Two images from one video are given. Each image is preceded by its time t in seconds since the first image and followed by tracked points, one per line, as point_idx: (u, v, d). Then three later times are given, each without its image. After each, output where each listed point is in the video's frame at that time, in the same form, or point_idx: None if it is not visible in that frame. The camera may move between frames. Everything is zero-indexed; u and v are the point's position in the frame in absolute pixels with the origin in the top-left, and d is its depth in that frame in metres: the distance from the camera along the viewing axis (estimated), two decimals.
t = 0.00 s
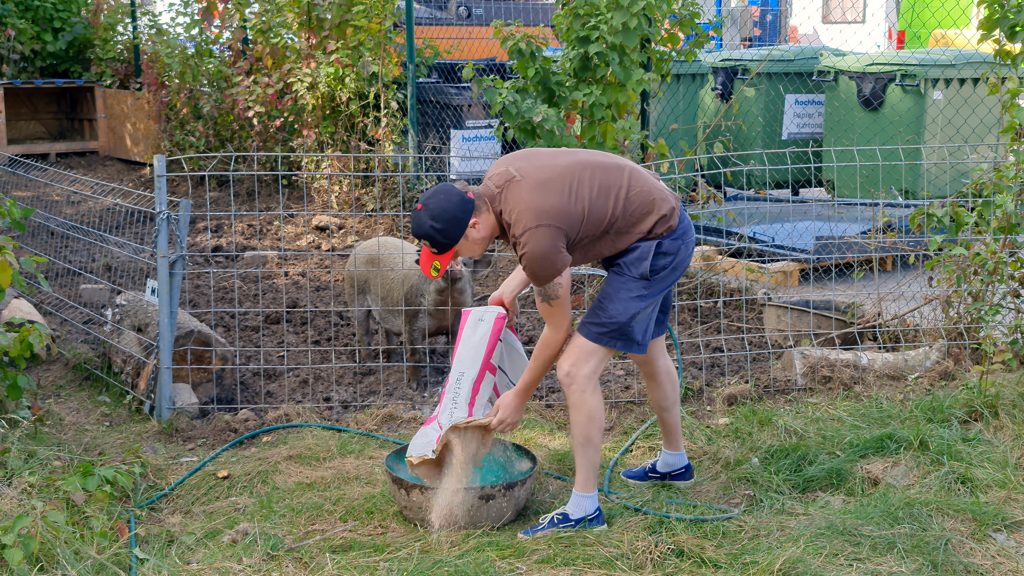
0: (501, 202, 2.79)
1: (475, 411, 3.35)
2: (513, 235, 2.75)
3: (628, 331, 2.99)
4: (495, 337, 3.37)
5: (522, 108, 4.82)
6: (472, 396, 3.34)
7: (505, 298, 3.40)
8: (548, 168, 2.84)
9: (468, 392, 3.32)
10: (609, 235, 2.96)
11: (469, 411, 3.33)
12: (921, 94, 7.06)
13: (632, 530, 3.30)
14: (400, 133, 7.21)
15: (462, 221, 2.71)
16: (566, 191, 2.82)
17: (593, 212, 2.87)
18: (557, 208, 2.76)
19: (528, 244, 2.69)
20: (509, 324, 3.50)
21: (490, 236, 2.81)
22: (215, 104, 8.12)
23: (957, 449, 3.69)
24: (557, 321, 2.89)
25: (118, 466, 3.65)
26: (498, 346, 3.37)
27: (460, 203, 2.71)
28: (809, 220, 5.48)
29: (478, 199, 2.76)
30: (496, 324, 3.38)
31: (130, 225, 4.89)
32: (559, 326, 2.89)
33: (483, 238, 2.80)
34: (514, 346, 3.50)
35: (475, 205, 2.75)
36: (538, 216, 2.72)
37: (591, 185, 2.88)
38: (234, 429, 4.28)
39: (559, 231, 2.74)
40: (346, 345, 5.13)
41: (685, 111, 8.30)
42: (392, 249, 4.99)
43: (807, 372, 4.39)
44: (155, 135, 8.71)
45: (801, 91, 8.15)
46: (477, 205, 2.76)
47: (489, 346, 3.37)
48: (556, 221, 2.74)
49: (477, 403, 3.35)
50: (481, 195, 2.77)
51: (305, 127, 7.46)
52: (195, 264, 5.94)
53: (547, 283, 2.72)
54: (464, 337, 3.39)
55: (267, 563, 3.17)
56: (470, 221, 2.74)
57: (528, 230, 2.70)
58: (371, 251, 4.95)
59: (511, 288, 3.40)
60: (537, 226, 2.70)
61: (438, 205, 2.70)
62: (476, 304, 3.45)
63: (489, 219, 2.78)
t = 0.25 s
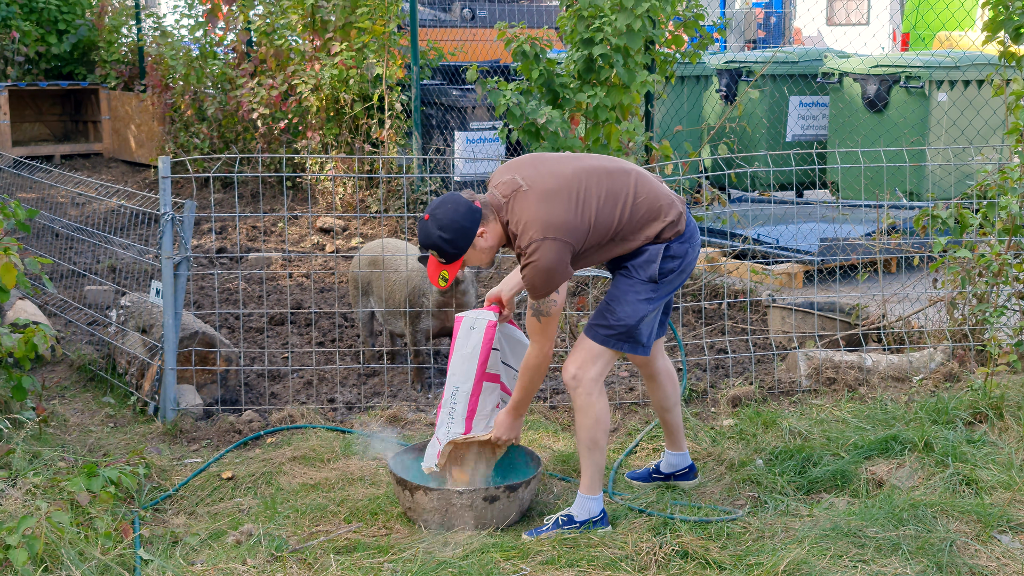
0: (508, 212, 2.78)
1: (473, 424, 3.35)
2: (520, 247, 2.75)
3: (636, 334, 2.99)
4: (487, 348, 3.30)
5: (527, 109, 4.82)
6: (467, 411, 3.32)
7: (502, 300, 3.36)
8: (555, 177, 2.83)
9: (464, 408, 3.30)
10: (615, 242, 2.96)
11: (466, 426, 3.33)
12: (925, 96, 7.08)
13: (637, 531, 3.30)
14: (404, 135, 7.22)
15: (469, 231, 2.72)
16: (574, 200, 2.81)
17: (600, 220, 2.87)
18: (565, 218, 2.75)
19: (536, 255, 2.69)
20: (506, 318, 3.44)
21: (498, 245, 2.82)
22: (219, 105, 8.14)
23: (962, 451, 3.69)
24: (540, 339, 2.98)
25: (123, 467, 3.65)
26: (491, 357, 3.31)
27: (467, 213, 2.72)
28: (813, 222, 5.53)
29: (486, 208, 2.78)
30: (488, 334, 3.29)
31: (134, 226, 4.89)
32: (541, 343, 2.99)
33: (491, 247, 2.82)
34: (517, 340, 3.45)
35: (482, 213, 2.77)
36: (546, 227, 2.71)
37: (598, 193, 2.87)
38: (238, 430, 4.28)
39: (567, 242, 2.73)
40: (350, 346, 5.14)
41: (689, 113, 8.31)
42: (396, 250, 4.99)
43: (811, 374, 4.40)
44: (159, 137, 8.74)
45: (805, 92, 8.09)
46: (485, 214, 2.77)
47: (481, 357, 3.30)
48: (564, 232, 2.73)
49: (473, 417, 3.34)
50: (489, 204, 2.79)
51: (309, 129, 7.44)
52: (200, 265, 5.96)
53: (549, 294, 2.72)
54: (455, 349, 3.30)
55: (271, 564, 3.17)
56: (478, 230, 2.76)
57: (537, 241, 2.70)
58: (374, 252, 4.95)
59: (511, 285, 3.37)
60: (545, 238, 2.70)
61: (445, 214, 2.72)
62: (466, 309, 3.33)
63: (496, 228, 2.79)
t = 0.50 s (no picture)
0: (510, 226, 2.79)
1: (491, 440, 3.39)
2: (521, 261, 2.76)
3: (639, 336, 2.99)
4: (499, 364, 3.33)
5: (530, 110, 4.84)
6: (486, 428, 3.35)
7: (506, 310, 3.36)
8: (557, 190, 2.83)
9: (483, 427, 3.33)
10: (618, 253, 2.96)
11: (485, 443, 3.37)
12: (929, 98, 7.10)
13: (640, 532, 3.31)
14: (408, 136, 7.23)
15: (472, 244, 2.74)
16: (575, 214, 2.80)
17: (603, 232, 2.87)
18: (567, 233, 2.76)
19: (536, 270, 2.70)
20: (509, 327, 3.44)
21: (500, 257, 2.83)
22: (223, 107, 8.15)
23: (966, 452, 3.70)
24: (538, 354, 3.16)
25: (127, 467, 3.66)
26: (503, 372, 3.35)
27: (470, 226, 2.74)
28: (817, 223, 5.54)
29: (488, 221, 2.78)
30: (498, 350, 3.32)
31: (138, 227, 4.91)
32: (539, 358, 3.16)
33: (493, 259, 2.83)
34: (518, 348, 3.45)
35: (485, 226, 2.78)
36: (548, 243, 2.71)
37: (601, 205, 2.87)
38: (242, 431, 4.28)
39: (568, 257, 2.73)
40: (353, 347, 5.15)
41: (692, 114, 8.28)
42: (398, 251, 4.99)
43: (815, 375, 4.39)
44: (163, 138, 8.75)
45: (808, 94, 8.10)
46: (487, 226, 2.78)
47: (494, 374, 3.33)
48: (565, 247, 2.74)
49: (492, 433, 3.38)
50: (492, 217, 2.79)
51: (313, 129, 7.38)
52: (204, 266, 5.97)
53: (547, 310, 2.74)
54: (467, 369, 3.32)
55: (275, 564, 3.17)
56: (480, 243, 2.77)
57: (538, 257, 2.70)
58: (377, 254, 4.94)
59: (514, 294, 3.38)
60: (546, 253, 2.70)
61: (449, 227, 2.74)
62: (472, 328, 3.35)
63: (498, 241, 2.80)
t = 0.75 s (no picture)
0: (511, 220, 2.81)
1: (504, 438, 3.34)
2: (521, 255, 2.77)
3: (643, 338, 2.98)
4: (512, 362, 3.30)
5: (534, 112, 4.86)
6: (500, 426, 3.31)
7: (513, 317, 3.38)
8: (559, 187, 2.84)
9: (497, 424, 3.29)
10: (619, 251, 2.96)
11: (499, 441, 3.33)
12: (933, 99, 7.08)
13: (644, 534, 3.30)
14: (411, 138, 7.24)
15: (472, 238, 2.76)
16: (575, 212, 2.81)
17: (604, 231, 2.87)
18: (567, 230, 2.76)
19: (536, 264, 2.72)
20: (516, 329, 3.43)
21: (500, 252, 2.85)
22: (227, 108, 8.16)
23: (970, 454, 3.69)
24: (541, 348, 3.09)
25: (130, 468, 3.66)
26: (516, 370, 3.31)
27: (471, 219, 2.76)
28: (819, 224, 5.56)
29: (489, 216, 2.81)
30: (511, 348, 3.29)
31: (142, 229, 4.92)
32: (541, 352, 3.09)
33: (493, 254, 2.85)
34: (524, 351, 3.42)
35: (485, 221, 2.80)
36: (547, 239, 2.72)
37: (603, 203, 2.88)
38: (245, 432, 4.29)
39: (567, 253, 2.74)
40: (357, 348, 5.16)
41: (695, 116, 8.28)
42: (401, 253, 4.99)
43: (819, 376, 4.40)
44: (167, 140, 8.77)
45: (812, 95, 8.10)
46: (488, 220, 2.81)
47: (507, 371, 3.30)
48: (565, 244, 2.75)
49: (505, 431, 3.33)
50: (492, 211, 2.82)
51: (316, 130, 7.52)
52: (208, 267, 5.99)
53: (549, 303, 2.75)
54: (480, 367, 3.29)
55: (278, 565, 3.17)
56: (480, 237, 2.79)
57: (537, 250, 2.71)
58: (380, 256, 4.95)
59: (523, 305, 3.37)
60: (545, 248, 2.71)
61: (449, 221, 2.76)
62: (484, 326, 3.31)
63: (498, 236, 2.82)
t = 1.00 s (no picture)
0: (511, 193, 2.84)
1: (504, 447, 3.27)
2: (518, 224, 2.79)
3: (645, 339, 2.98)
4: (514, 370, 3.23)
5: (536, 113, 4.87)
6: (500, 434, 3.25)
7: (516, 325, 3.32)
8: (562, 165, 2.87)
9: (497, 432, 3.22)
10: (618, 238, 2.96)
11: (499, 449, 3.26)
12: (935, 100, 7.12)
13: (646, 534, 3.30)
14: (414, 139, 7.24)
15: (468, 210, 2.77)
16: (575, 190, 2.83)
17: (602, 214, 2.88)
18: (564, 204, 2.79)
19: (531, 230, 2.73)
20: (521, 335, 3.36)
21: (498, 228, 2.85)
22: (230, 109, 8.18)
23: (972, 455, 3.69)
24: (564, 313, 2.78)
25: (133, 469, 3.67)
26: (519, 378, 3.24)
27: (469, 192, 2.77)
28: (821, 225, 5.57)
29: (488, 190, 2.81)
30: (514, 356, 3.22)
31: (145, 230, 4.93)
32: (565, 318, 2.79)
33: (491, 229, 2.85)
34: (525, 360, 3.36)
35: (484, 195, 2.80)
36: (543, 208, 2.75)
37: (604, 185, 2.89)
38: (248, 433, 4.29)
39: (562, 227, 2.76)
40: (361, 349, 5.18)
41: (698, 117, 8.31)
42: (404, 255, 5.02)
43: (821, 377, 4.41)
44: (170, 141, 8.78)
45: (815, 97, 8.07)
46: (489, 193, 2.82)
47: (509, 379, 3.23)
48: (561, 217, 2.77)
49: (505, 438, 3.27)
50: (493, 185, 2.82)
51: (319, 132, 7.54)
52: (211, 268, 6.00)
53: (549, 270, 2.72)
54: (481, 374, 3.22)
55: (281, 566, 3.18)
56: (477, 211, 2.79)
57: (532, 219, 2.74)
58: (383, 258, 4.97)
59: (524, 315, 3.30)
60: (541, 214, 2.74)
61: (447, 192, 2.77)
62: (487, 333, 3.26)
63: (496, 211, 2.83)
